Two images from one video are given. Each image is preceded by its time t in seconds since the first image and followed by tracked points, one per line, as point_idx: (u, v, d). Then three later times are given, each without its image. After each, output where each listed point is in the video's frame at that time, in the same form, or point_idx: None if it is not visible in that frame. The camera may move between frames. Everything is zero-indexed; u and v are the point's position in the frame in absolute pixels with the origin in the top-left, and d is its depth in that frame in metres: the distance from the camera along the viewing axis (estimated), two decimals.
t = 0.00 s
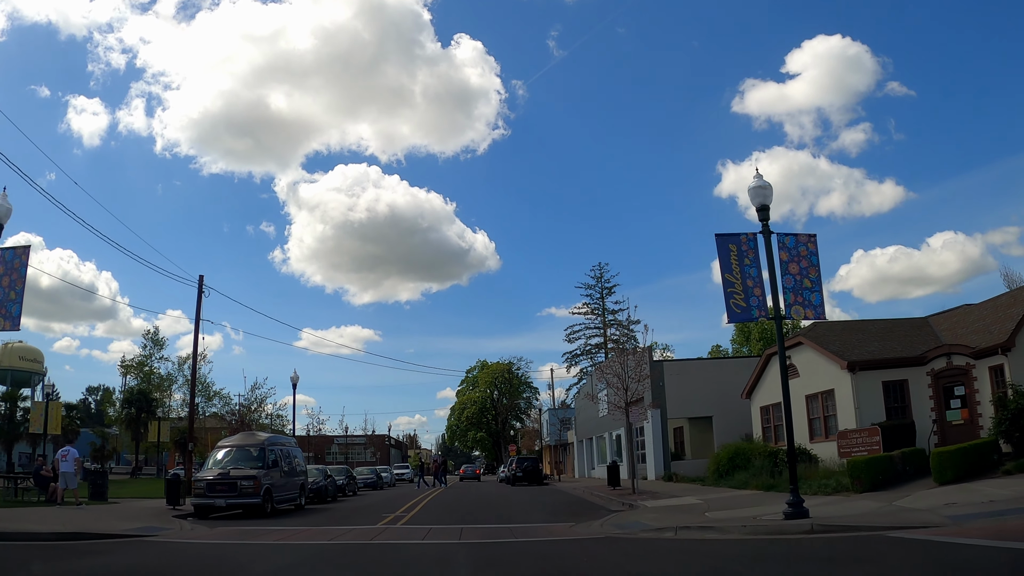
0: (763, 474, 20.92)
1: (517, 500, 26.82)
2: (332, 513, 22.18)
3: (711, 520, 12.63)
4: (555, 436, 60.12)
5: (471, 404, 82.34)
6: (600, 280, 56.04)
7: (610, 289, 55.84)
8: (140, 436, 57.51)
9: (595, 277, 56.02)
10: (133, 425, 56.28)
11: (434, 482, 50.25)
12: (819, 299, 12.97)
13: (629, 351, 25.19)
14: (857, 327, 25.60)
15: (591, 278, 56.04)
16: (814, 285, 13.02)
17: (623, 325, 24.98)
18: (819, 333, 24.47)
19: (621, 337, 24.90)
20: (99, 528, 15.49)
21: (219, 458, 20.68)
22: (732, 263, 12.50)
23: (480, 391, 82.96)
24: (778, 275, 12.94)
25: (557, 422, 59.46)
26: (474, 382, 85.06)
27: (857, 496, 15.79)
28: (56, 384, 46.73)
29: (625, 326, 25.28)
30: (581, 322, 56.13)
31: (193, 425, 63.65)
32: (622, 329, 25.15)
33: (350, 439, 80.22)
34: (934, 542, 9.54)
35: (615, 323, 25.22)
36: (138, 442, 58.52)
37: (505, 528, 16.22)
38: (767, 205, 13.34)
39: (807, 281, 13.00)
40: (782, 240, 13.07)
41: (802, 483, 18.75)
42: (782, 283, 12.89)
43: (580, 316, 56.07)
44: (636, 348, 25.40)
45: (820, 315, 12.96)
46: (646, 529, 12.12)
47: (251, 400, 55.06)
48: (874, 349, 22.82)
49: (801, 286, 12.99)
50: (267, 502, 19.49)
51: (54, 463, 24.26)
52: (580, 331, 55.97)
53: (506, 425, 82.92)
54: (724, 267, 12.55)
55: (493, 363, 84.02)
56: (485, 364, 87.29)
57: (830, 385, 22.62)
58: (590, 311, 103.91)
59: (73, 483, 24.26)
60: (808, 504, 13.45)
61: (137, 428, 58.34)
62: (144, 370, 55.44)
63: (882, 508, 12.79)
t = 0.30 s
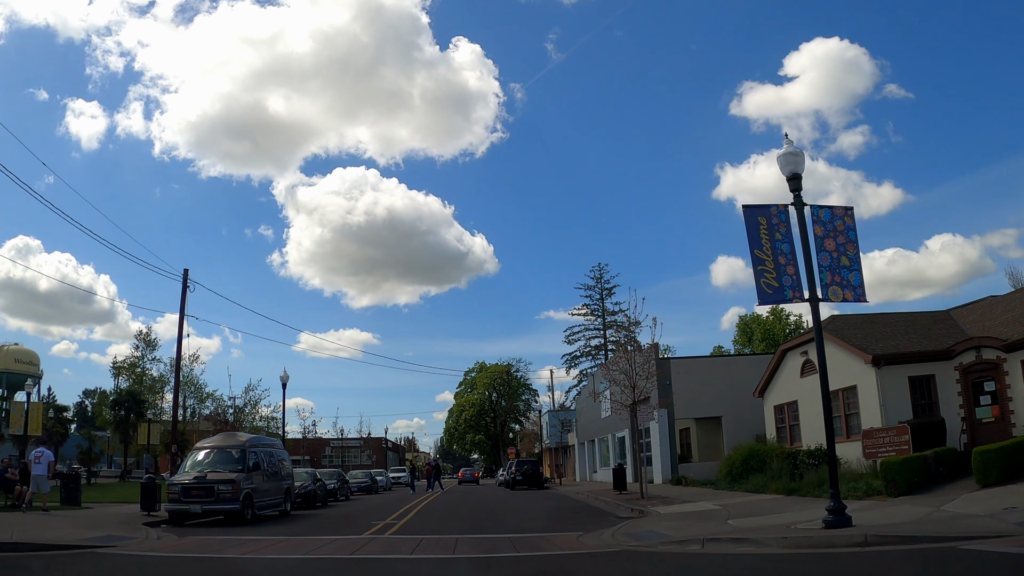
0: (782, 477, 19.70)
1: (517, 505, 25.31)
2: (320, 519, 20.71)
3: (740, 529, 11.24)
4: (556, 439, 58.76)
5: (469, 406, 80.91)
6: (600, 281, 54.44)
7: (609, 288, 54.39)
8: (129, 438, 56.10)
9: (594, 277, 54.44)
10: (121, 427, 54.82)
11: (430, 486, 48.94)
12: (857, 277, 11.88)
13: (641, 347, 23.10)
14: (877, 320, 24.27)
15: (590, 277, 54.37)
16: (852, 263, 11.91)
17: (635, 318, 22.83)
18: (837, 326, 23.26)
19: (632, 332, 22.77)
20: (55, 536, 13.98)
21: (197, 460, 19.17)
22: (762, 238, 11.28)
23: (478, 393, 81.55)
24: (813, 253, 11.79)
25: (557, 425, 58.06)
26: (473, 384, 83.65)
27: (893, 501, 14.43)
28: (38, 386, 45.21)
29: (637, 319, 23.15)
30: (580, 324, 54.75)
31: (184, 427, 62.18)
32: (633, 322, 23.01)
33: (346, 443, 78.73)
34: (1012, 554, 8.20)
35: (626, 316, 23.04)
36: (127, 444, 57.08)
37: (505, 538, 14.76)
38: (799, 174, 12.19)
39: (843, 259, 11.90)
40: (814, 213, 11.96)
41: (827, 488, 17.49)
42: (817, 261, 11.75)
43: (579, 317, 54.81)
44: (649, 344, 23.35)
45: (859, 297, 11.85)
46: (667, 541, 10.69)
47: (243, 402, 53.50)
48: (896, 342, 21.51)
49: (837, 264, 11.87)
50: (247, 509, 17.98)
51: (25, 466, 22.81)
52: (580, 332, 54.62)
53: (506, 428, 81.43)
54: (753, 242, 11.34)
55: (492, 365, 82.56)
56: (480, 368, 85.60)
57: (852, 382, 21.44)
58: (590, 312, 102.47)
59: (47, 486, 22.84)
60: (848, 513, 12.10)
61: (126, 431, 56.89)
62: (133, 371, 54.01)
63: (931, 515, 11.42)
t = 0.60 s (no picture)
0: (806, 471, 18.34)
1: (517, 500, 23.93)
2: (309, 515, 19.33)
3: (779, 531, 9.81)
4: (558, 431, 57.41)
5: (470, 398, 79.54)
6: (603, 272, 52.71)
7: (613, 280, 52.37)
8: (120, 430, 54.76)
9: (596, 269, 52.64)
10: (112, 418, 53.45)
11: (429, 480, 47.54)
12: (908, 241, 10.68)
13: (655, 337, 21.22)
14: (903, 303, 22.77)
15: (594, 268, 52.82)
16: (902, 226, 10.71)
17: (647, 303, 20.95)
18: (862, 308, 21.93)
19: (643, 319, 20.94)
20: (2, 536, 12.51)
21: (177, 450, 17.70)
22: (803, 195, 10.00)
23: (479, 385, 80.18)
24: (860, 213, 10.53)
25: (560, 417, 56.70)
26: (473, 376, 82.29)
27: (939, 496, 12.99)
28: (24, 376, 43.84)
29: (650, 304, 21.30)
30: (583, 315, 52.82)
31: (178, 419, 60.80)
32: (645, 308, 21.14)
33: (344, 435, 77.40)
34: None
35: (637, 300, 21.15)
36: (119, 436, 55.72)
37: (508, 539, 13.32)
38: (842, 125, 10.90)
39: (893, 221, 10.68)
40: (862, 168, 10.68)
41: (859, 483, 16.14)
42: (864, 223, 10.52)
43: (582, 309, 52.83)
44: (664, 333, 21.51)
45: (911, 264, 10.66)
46: (696, 545, 9.28)
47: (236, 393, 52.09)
48: (926, 326, 20.08)
49: (887, 227, 10.65)
50: (227, 505, 16.55)
51: None
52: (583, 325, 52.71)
53: (507, 420, 80.04)
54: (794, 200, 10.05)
55: (492, 357, 81.16)
56: (483, 358, 84.39)
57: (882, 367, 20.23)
58: (592, 303, 101.02)
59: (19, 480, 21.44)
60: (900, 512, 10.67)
61: (118, 422, 55.51)
62: (125, 360, 52.67)
63: (997, 514, 9.97)
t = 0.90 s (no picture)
0: (838, 470, 17.03)
1: (523, 501, 22.53)
2: (301, 517, 18.00)
3: (831, 539, 8.45)
4: (564, 429, 55.99)
5: (474, 395, 78.17)
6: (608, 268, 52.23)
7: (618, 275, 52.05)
8: (115, 428, 53.50)
9: (602, 265, 52.23)
10: (106, 415, 52.16)
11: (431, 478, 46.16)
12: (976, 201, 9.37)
13: (670, 325, 19.76)
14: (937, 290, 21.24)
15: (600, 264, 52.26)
16: (970, 184, 9.32)
17: (664, 286, 19.61)
18: (892, 293, 20.61)
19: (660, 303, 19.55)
20: None
21: (160, 444, 16.28)
22: (859, 146, 8.90)
23: (483, 382, 78.84)
24: (921, 168, 9.22)
25: (564, 415, 55.39)
26: (477, 374, 80.92)
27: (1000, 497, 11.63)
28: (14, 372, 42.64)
29: (666, 289, 19.96)
30: (589, 312, 52.26)
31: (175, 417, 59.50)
32: (661, 292, 19.79)
33: (345, 433, 76.07)
34: None
35: (653, 284, 19.81)
36: (114, 433, 54.45)
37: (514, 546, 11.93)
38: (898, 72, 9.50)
39: (960, 178, 9.31)
40: (920, 118, 9.42)
41: (901, 482, 14.79)
42: (929, 180, 9.18)
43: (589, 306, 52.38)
44: (678, 322, 20.08)
45: (981, 228, 9.32)
46: (737, 558, 7.93)
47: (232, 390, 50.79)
48: (965, 312, 18.67)
49: (953, 185, 9.30)
50: (207, 507, 15.18)
51: None
52: (588, 322, 52.22)
53: (511, 418, 78.63)
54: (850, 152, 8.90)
55: (497, 354, 79.81)
56: (488, 355, 83.01)
57: (916, 357, 18.79)
58: (598, 299, 99.61)
59: None
60: (971, 519, 9.31)
61: (112, 420, 54.23)
62: (119, 356, 51.39)
63: None
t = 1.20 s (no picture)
0: (876, 469, 15.61)
1: (530, 502, 21.08)
2: (289, 520, 16.59)
3: (910, 552, 7.03)
4: (570, 428, 54.62)
5: (478, 393, 76.82)
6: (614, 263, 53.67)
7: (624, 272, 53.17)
8: (109, 426, 52.17)
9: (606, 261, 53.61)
10: (99, 413, 50.82)
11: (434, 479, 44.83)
12: None
13: (691, 311, 18.31)
14: (975, 273, 19.73)
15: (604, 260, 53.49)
16: None
17: (681, 270, 18.51)
18: (927, 277, 19.19)
19: (678, 285, 18.31)
20: None
21: (136, 441, 14.86)
22: (934, 79, 7.64)
23: (487, 380, 77.48)
24: (1004, 105, 7.83)
25: (569, 412, 54.06)
26: (481, 372, 79.50)
27: None
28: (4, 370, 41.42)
29: (683, 276, 18.77)
30: (593, 309, 53.20)
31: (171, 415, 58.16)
32: (678, 277, 18.62)
33: (347, 432, 74.73)
34: None
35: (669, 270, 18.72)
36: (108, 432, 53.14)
37: (523, 557, 10.49)
38: None
39: None
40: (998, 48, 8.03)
41: (951, 479, 13.38)
42: (1014, 118, 7.78)
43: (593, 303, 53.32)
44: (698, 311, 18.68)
45: None
46: None
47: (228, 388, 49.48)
48: (1010, 295, 17.21)
49: None
50: (183, 510, 13.79)
51: None
52: (594, 319, 53.15)
53: (516, 416, 77.20)
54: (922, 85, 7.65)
55: (501, 351, 78.37)
56: (492, 351, 82.34)
57: (955, 344, 17.31)
58: (603, 296, 98.14)
59: None
60: None
61: (107, 418, 52.89)
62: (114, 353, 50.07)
63: None
